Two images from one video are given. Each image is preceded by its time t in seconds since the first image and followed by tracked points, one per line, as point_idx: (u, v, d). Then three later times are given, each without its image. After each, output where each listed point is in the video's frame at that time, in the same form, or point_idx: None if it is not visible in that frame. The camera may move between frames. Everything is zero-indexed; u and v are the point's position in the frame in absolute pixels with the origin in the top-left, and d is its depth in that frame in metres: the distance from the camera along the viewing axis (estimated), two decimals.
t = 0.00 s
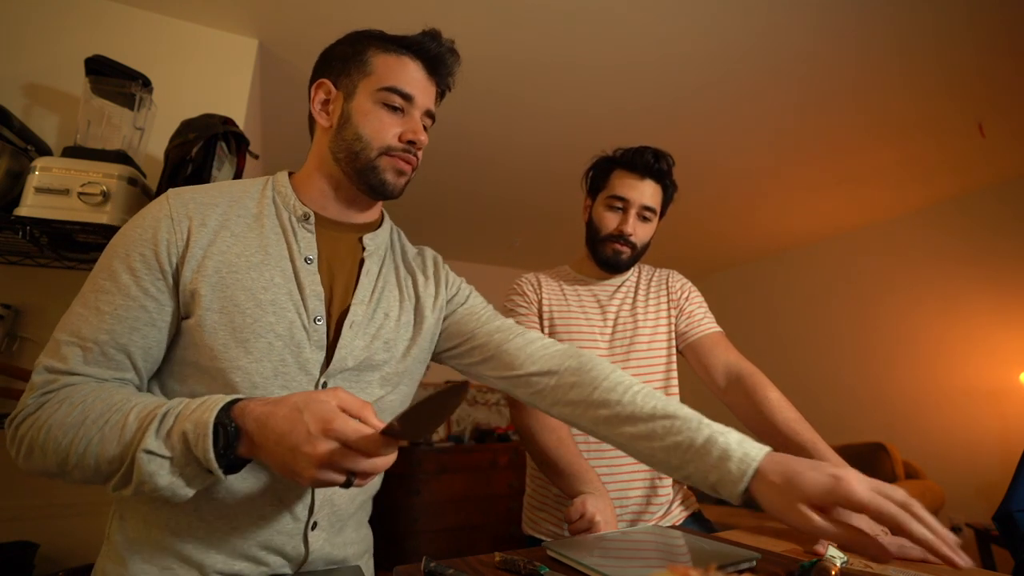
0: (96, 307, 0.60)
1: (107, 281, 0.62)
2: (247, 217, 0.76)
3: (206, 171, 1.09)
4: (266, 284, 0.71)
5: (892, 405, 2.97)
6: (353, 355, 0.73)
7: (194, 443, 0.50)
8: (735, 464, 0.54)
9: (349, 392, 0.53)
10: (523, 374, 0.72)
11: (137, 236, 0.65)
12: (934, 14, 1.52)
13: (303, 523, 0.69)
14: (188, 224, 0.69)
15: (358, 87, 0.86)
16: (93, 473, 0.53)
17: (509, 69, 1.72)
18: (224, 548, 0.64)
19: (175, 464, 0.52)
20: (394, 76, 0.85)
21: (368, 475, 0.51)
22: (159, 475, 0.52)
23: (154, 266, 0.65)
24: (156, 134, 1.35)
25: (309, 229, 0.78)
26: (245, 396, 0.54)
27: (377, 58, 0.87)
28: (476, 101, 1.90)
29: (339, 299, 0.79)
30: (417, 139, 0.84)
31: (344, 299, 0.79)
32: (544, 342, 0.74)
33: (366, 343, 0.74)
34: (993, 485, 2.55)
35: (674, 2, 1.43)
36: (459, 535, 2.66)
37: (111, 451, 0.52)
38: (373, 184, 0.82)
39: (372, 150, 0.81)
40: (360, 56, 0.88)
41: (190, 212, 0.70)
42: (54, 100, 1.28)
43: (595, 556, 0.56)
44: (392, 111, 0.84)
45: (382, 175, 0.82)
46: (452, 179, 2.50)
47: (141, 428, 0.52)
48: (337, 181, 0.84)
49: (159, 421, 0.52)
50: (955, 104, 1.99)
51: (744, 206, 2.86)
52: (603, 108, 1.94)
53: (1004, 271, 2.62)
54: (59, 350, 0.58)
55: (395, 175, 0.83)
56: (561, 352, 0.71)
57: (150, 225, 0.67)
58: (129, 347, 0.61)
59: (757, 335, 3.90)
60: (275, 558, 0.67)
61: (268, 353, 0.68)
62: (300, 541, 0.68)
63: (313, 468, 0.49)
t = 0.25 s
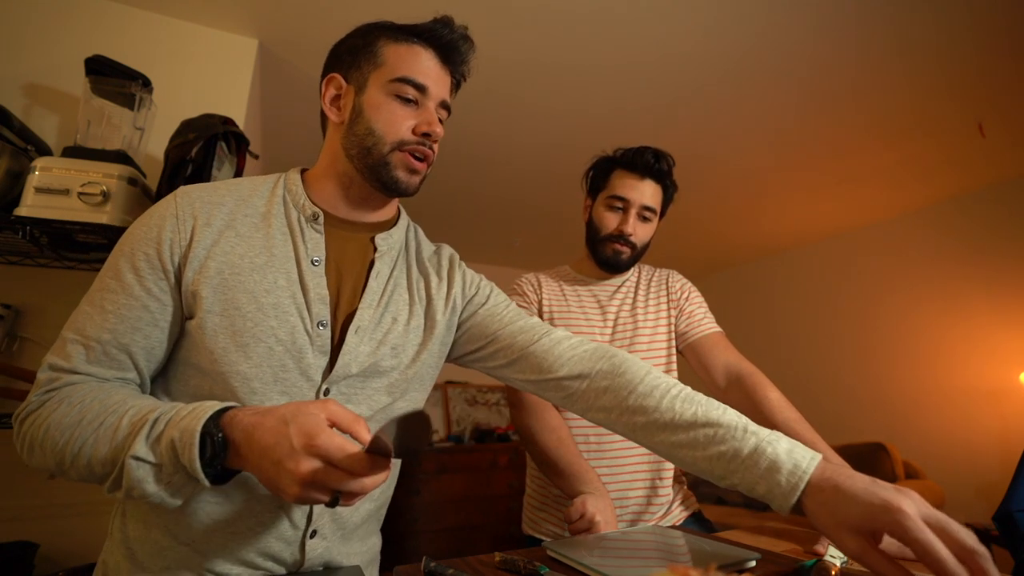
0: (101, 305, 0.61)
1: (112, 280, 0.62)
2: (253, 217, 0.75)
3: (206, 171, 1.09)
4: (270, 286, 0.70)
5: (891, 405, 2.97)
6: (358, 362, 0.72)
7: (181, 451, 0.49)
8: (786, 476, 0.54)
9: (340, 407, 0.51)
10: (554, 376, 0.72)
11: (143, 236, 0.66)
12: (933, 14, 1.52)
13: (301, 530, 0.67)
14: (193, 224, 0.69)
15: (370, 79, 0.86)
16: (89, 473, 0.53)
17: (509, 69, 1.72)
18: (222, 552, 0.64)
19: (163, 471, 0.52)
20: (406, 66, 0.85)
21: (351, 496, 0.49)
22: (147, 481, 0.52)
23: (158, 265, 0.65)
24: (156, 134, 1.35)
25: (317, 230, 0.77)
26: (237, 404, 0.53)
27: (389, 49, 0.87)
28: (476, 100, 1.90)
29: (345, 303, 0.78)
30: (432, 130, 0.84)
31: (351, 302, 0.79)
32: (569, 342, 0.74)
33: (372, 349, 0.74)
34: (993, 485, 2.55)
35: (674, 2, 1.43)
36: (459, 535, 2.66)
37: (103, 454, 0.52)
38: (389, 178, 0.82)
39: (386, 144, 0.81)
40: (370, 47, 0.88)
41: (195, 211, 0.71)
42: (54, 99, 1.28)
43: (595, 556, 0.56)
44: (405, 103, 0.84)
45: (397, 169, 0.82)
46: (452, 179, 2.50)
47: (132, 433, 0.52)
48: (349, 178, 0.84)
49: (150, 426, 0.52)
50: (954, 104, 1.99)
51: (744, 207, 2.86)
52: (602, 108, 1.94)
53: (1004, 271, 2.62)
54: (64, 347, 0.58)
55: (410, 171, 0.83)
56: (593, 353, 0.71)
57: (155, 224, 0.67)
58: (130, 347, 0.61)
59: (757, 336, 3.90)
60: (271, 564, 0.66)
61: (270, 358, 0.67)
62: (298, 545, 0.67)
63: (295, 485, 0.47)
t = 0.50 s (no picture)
0: (100, 308, 0.61)
1: (111, 282, 0.62)
2: (254, 219, 0.75)
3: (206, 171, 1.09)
4: (270, 289, 0.70)
5: (891, 405, 2.97)
6: (359, 364, 0.72)
7: (178, 458, 0.49)
8: (789, 483, 0.54)
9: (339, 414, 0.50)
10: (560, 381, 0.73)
11: (142, 238, 0.66)
12: (933, 14, 1.52)
13: (302, 534, 0.68)
14: (193, 226, 0.69)
15: (370, 78, 0.86)
16: (87, 479, 0.53)
17: (509, 68, 1.72)
18: (221, 555, 0.64)
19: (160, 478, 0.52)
20: (407, 65, 0.85)
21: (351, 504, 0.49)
22: (145, 488, 0.52)
23: (158, 268, 0.65)
24: (156, 134, 1.35)
25: (319, 231, 0.77)
26: (234, 410, 0.53)
27: (389, 45, 0.87)
28: (476, 100, 1.90)
29: (347, 306, 0.78)
30: (433, 130, 0.84)
31: (352, 304, 0.79)
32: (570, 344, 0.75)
33: (373, 352, 0.74)
34: (993, 485, 2.55)
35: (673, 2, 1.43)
36: (459, 535, 2.66)
37: (101, 460, 0.52)
38: (390, 177, 0.82)
39: (387, 143, 0.81)
40: (371, 44, 0.88)
41: (195, 212, 0.71)
42: (54, 99, 1.28)
43: (595, 556, 0.56)
44: (406, 101, 0.84)
45: (399, 168, 0.82)
46: (452, 179, 2.50)
47: (129, 439, 0.52)
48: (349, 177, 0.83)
49: (148, 433, 0.52)
50: (954, 104, 1.99)
51: (744, 206, 2.86)
52: (602, 108, 1.94)
53: (1004, 271, 2.62)
54: (65, 351, 0.59)
55: (412, 170, 0.83)
56: (599, 358, 0.71)
57: (154, 226, 0.67)
58: (130, 351, 0.61)
59: (757, 336, 3.90)
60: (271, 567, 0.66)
61: (271, 361, 0.67)
62: (298, 548, 0.68)
63: (294, 493, 0.47)
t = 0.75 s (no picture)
0: (92, 308, 0.61)
1: (103, 282, 0.62)
2: (249, 218, 0.75)
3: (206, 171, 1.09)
4: (266, 288, 0.70)
5: (892, 405, 2.97)
6: (356, 361, 0.72)
7: (172, 459, 0.49)
8: (779, 452, 0.58)
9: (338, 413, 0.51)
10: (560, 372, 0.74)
11: (135, 237, 0.66)
12: (934, 14, 1.52)
13: (301, 532, 0.68)
14: (186, 225, 0.69)
15: (372, 79, 0.86)
16: (79, 480, 0.53)
17: (509, 69, 1.72)
18: (221, 554, 0.64)
19: (152, 479, 0.52)
20: (410, 68, 0.85)
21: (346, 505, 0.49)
22: (137, 489, 0.52)
23: (151, 267, 0.65)
24: (156, 134, 1.35)
25: (314, 230, 0.77)
26: (228, 411, 0.53)
27: (392, 48, 0.87)
28: (476, 100, 1.89)
29: (344, 304, 0.78)
30: (433, 133, 0.85)
31: (348, 302, 0.79)
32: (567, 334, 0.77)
33: (370, 351, 0.74)
34: (993, 485, 2.55)
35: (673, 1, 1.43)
36: (459, 535, 2.66)
37: (93, 461, 0.52)
38: (387, 178, 0.82)
39: (387, 143, 0.82)
40: (374, 46, 0.88)
41: (188, 211, 0.70)
42: (54, 99, 1.28)
43: (595, 556, 0.56)
44: (407, 104, 0.85)
45: (397, 168, 0.82)
46: (452, 179, 2.50)
47: (122, 440, 0.52)
48: (347, 177, 0.83)
49: (141, 434, 0.52)
50: (955, 104, 1.99)
51: (744, 206, 2.86)
52: (602, 108, 1.94)
53: (1004, 271, 2.62)
54: (56, 352, 0.58)
55: (409, 170, 0.84)
56: (594, 347, 0.74)
57: (147, 225, 0.67)
58: (124, 351, 0.61)
59: (757, 336, 3.90)
60: (270, 566, 0.66)
61: (267, 360, 0.68)
62: (298, 547, 0.68)
63: (288, 493, 0.47)
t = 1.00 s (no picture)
0: (89, 313, 0.60)
1: (99, 287, 0.62)
2: (244, 220, 0.75)
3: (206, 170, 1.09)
4: (265, 287, 0.70)
5: (892, 405, 2.97)
6: (354, 355, 0.73)
7: (178, 454, 0.49)
8: (748, 406, 0.68)
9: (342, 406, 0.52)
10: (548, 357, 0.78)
11: (129, 240, 0.65)
12: (934, 14, 1.52)
13: (304, 526, 0.68)
14: (181, 227, 0.69)
15: (366, 82, 0.86)
16: (84, 483, 0.53)
17: (510, 69, 1.72)
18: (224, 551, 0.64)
19: (162, 478, 0.52)
20: (404, 74, 0.86)
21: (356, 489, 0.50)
22: (146, 487, 0.52)
23: (147, 270, 0.64)
24: (156, 134, 1.35)
25: (307, 229, 0.78)
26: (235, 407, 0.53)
27: (386, 55, 0.87)
28: (476, 100, 1.89)
29: (341, 301, 0.79)
30: (425, 139, 0.85)
31: (345, 298, 0.80)
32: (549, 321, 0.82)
33: (367, 344, 0.74)
34: (993, 485, 2.55)
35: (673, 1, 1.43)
36: (459, 535, 2.67)
37: (97, 462, 0.52)
38: (379, 182, 0.82)
39: (379, 148, 0.82)
40: (367, 50, 0.88)
41: (182, 213, 0.70)
42: (54, 99, 1.28)
43: (595, 556, 0.56)
44: (400, 109, 0.85)
45: (388, 171, 0.82)
46: (452, 179, 2.50)
47: (126, 439, 0.52)
48: (339, 181, 0.84)
49: (146, 432, 0.52)
50: (955, 104, 1.99)
51: (744, 206, 2.86)
52: (602, 108, 1.94)
53: (1004, 271, 2.62)
54: (54, 357, 0.58)
55: (400, 175, 0.84)
56: (576, 331, 0.79)
57: (141, 228, 0.66)
58: (124, 354, 0.61)
59: (757, 336, 3.90)
60: (274, 561, 0.66)
61: (269, 357, 0.68)
62: (300, 543, 0.68)
63: (300, 480, 0.48)
